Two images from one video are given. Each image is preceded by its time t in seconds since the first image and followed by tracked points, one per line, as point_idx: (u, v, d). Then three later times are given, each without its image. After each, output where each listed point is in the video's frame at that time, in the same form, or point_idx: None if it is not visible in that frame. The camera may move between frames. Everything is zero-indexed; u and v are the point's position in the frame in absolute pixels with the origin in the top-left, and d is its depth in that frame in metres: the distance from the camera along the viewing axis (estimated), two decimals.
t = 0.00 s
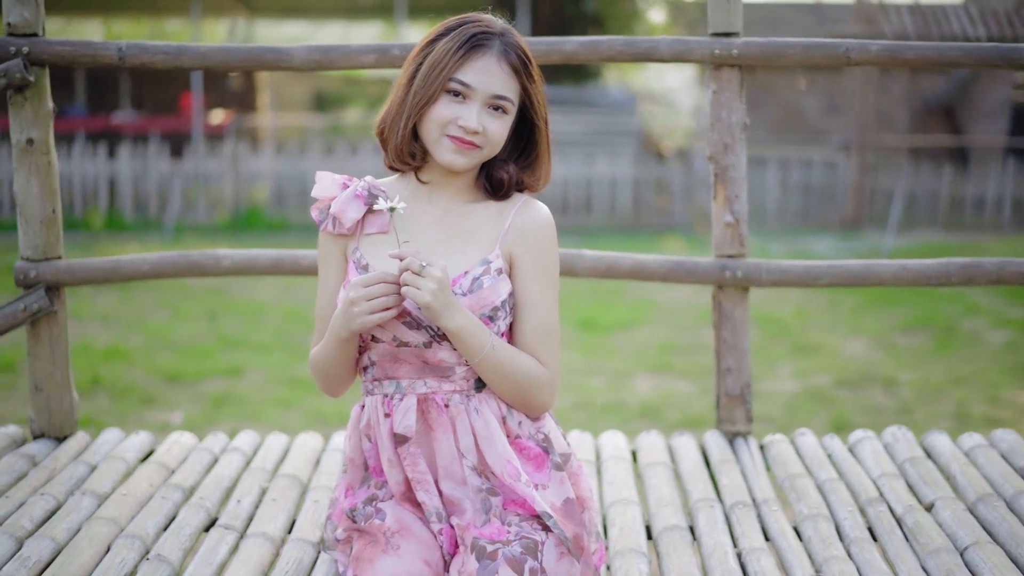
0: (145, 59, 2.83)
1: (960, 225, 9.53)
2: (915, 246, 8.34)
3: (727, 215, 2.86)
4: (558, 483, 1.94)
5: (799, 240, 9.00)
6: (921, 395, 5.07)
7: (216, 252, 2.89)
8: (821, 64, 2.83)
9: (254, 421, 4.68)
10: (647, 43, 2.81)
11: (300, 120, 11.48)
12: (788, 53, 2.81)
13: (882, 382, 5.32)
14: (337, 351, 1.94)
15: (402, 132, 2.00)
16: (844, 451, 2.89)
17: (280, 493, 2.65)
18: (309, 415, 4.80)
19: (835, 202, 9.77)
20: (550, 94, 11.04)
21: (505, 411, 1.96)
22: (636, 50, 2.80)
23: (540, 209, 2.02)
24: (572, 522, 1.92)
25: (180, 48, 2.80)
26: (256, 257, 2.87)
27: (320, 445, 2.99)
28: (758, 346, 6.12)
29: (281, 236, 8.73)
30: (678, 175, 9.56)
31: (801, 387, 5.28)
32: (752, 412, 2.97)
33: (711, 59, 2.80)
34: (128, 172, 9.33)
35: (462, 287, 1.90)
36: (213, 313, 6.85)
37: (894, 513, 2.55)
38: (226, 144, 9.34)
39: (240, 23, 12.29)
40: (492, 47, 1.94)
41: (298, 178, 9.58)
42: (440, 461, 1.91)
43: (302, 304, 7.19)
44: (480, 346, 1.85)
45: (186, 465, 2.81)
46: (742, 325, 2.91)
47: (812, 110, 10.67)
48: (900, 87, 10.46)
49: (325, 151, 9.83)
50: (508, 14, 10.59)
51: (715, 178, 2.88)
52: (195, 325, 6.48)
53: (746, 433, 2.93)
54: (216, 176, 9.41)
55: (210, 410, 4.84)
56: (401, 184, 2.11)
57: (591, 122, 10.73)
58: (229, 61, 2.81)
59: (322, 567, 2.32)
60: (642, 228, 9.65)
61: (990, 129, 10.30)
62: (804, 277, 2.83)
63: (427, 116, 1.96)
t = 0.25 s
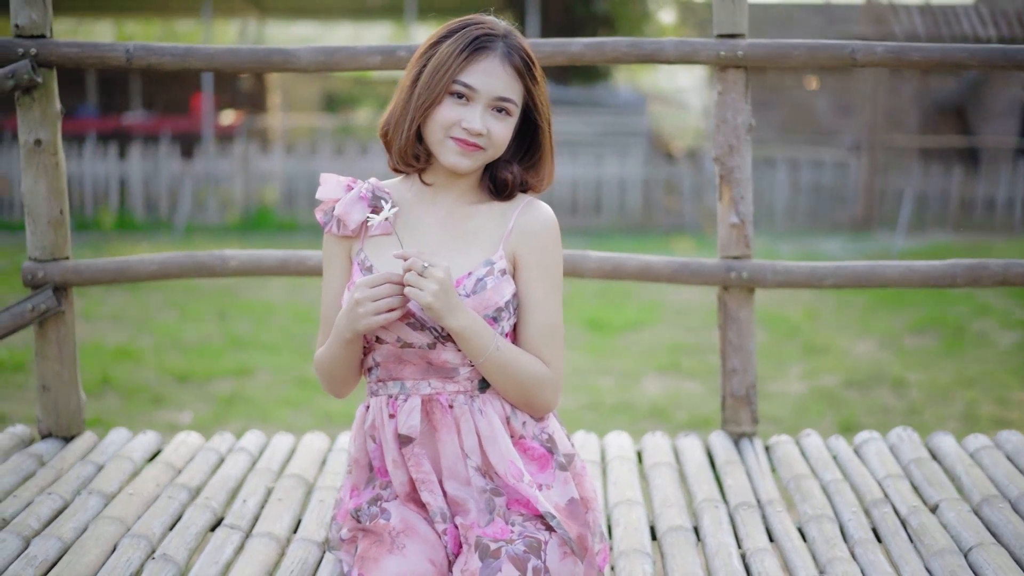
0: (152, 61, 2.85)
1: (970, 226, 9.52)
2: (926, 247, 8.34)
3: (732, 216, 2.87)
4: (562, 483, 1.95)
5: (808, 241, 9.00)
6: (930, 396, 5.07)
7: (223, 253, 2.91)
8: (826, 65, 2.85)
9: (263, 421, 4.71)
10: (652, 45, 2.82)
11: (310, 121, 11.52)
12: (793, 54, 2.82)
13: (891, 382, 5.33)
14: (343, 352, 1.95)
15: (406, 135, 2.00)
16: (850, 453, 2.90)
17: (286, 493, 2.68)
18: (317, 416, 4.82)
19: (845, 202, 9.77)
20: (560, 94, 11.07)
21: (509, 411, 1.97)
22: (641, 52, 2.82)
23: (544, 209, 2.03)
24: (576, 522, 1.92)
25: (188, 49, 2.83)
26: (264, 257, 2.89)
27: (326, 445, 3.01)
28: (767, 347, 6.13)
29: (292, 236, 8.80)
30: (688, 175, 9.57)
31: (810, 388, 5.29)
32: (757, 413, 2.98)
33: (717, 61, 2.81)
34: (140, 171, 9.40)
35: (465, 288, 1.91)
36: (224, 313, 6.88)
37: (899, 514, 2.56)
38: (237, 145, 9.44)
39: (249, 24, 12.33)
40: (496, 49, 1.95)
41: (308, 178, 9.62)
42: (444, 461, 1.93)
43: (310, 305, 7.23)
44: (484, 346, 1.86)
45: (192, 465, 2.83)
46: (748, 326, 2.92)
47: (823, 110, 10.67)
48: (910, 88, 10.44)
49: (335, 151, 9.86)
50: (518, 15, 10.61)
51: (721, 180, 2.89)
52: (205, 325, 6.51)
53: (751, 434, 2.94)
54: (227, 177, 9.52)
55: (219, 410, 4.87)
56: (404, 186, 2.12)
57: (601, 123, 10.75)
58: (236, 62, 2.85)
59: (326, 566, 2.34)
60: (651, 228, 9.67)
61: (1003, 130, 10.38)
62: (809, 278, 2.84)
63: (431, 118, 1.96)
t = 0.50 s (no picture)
0: (162, 62, 2.87)
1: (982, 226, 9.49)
2: (939, 247, 8.32)
3: (742, 217, 2.88)
4: (571, 484, 1.96)
5: (820, 241, 9.00)
6: (942, 397, 5.06)
7: (233, 254, 2.93)
8: (835, 66, 2.85)
9: (274, 421, 4.73)
10: (661, 46, 2.83)
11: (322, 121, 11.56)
12: (802, 55, 2.83)
13: (902, 383, 5.32)
14: (352, 354, 1.96)
15: (416, 136, 2.01)
16: (859, 453, 2.90)
17: (296, 493, 2.69)
18: (329, 416, 4.84)
19: (858, 202, 9.75)
20: (571, 95, 11.08)
21: (517, 412, 1.97)
22: (650, 54, 2.82)
23: (551, 211, 2.03)
24: (584, 522, 1.94)
25: (198, 50, 2.86)
26: (274, 258, 2.91)
27: (336, 444, 3.03)
28: (778, 347, 6.13)
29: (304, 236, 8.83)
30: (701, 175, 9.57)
31: (822, 389, 5.29)
32: (766, 414, 2.98)
33: (726, 63, 2.82)
34: (153, 172, 9.47)
35: (474, 289, 1.92)
36: (237, 313, 6.91)
37: (907, 515, 2.56)
38: (249, 145, 9.49)
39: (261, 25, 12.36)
40: (505, 51, 1.95)
41: (319, 178, 9.66)
42: (454, 462, 1.93)
43: (322, 305, 7.26)
44: (494, 346, 1.86)
45: (202, 465, 2.85)
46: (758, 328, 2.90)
47: (835, 111, 10.66)
48: (923, 89, 10.42)
49: (347, 151, 9.89)
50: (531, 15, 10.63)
51: (730, 181, 2.90)
52: (217, 325, 6.54)
53: (760, 435, 2.94)
54: (239, 177, 9.59)
55: (230, 409, 4.90)
56: (414, 188, 2.12)
57: (613, 123, 10.74)
58: (246, 63, 2.87)
59: (335, 567, 2.35)
60: (663, 228, 9.67)
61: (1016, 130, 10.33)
62: (818, 278, 2.85)
63: (441, 120, 1.97)
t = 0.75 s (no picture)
0: (172, 64, 2.88)
1: (992, 226, 9.48)
2: (949, 248, 8.31)
3: (750, 218, 2.88)
4: (580, 484, 1.95)
5: (829, 241, 9.01)
6: (951, 397, 5.07)
7: (243, 254, 2.95)
8: (844, 68, 2.85)
9: (284, 421, 4.76)
10: (670, 48, 2.83)
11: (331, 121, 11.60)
12: (811, 57, 2.83)
13: (911, 383, 5.33)
14: (362, 356, 1.96)
15: (427, 139, 2.00)
16: (867, 454, 2.92)
17: (305, 493, 2.72)
18: (338, 416, 4.87)
19: (867, 203, 9.75)
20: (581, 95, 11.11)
21: (527, 412, 1.97)
22: (659, 54, 2.82)
23: (560, 211, 2.02)
24: (594, 522, 1.92)
25: (207, 52, 2.88)
26: (282, 259, 2.92)
27: (345, 445, 3.05)
28: (788, 348, 6.14)
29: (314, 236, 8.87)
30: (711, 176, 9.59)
31: (831, 390, 5.30)
32: (774, 414, 3.00)
33: (734, 64, 2.82)
34: (162, 172, 9.52)
35: (483, 290, 1.91)
36: (247, 313, 6.95)
37: (915, 516, 2.57)
38: (259, 146, 9.54)
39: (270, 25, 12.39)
40: (516, 53, 1.95)
41: (328, 179, 9.71)
42: (464, 462, 1.93)
43: (332, 304, 7.31)
44: (503, 346, 1.86)
45: (212, 465, 2.87)
46: (765, 327, 2.95)
47: (845, 111, 10.66)
48: (933, 89, 10.40)
49: (356, 151, 9.93)
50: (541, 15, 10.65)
51: (738, 183, 2.91)
52: (226, 325, 6.58)
53: (769, 435, 2.95)
54: (249, 177, 9.63)
55: (239, 409, 4.93)
56: (423, 190, 2.12)
57: (622, 123, 10.76)
58: (255, 65, 2.88)
59: (344, 567, 2.35)
60: (672, 229, 9.69)
61: None
62: (826, 279, 2.85)
63: (452, 122, 1.96)
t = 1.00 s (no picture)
0: (185, 64, 2.83)
1: (1001, 227, 9.50)
2: (959, 248, 8.33)
3: (760, 219, 2.89)
4: (591, 482, 1.93)
5: (838, 241, 9.04)
6: (960, 398, 5.09)
7: (255, 254, 2.93)
8: (853, 69, 2.86)
9: (294, 420, 4.81)
10: (680, 49, 2.85)
11: (341, 121, 11.67)
12: (820, 58, 2.84)
13: (920, 384, 5.36)
14: (375, 354, 1.94)
15: (441, 141, 1.98)
16: (875, 454, 2.94)
17: (317, 491, 2.70)
18: (348, 416, 4.92)
19: (876, 204, 9.77)
20: (589, 96, 11.15)
21: (539, 411, 1.95)
22: (668, 56, 2.84)
23: (571, 210, 2.01)
24: (604, 522, 1.91)
25: (220, 53, 2.85)
26: (291, 260, 2.91)
27: (357, 444, 3.06)
28: (796, 349, 6.17)
29: (323, 236, 8.92)
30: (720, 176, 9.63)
31: (840, 390, 5.33)
32: (783, 414, 3.02)
33: (744, 65, 2.83)
34: (172, 172, 9.58)
35: (495, 289, 1.90)
36: (257, 313, 7.01)
37: (923, 514, 2.59)
38: (268, 146, 9.60)
39: (279, 25, 12.45)
40: (530, 54, 1.94)
41: (338, 179, 9.79)
42: (475, 460, 1.91)
43: (341, 304, 7.37)
44: (515, 346, 1.84)
45: (224, 463, 2.86)
46: (775, 329, 2.94)
47: (854, 112, 10.69)
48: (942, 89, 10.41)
49: (366, 151, 10.00)
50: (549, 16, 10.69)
51: (748, 184, 2.92)
52: (236, 325, 6.64)
53: (778, 435, 2.98)
54: (259, 177, 9.72)
55: (249, 409, 4.98)
56: (435, 190, 2.10)
57: (631, 123, 10.80)
58: (267, 66, 2.85)
59: (356, 565, 2.33)
60: (681, 229, 9.73)
61: None
62: (835, 280, 2.85)
63: (468, 124, 1.95)
